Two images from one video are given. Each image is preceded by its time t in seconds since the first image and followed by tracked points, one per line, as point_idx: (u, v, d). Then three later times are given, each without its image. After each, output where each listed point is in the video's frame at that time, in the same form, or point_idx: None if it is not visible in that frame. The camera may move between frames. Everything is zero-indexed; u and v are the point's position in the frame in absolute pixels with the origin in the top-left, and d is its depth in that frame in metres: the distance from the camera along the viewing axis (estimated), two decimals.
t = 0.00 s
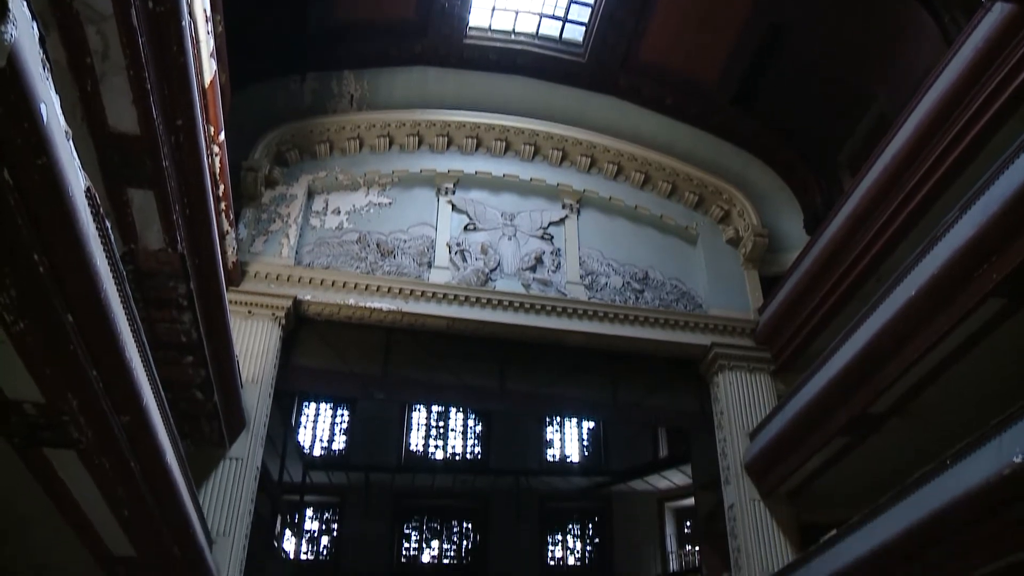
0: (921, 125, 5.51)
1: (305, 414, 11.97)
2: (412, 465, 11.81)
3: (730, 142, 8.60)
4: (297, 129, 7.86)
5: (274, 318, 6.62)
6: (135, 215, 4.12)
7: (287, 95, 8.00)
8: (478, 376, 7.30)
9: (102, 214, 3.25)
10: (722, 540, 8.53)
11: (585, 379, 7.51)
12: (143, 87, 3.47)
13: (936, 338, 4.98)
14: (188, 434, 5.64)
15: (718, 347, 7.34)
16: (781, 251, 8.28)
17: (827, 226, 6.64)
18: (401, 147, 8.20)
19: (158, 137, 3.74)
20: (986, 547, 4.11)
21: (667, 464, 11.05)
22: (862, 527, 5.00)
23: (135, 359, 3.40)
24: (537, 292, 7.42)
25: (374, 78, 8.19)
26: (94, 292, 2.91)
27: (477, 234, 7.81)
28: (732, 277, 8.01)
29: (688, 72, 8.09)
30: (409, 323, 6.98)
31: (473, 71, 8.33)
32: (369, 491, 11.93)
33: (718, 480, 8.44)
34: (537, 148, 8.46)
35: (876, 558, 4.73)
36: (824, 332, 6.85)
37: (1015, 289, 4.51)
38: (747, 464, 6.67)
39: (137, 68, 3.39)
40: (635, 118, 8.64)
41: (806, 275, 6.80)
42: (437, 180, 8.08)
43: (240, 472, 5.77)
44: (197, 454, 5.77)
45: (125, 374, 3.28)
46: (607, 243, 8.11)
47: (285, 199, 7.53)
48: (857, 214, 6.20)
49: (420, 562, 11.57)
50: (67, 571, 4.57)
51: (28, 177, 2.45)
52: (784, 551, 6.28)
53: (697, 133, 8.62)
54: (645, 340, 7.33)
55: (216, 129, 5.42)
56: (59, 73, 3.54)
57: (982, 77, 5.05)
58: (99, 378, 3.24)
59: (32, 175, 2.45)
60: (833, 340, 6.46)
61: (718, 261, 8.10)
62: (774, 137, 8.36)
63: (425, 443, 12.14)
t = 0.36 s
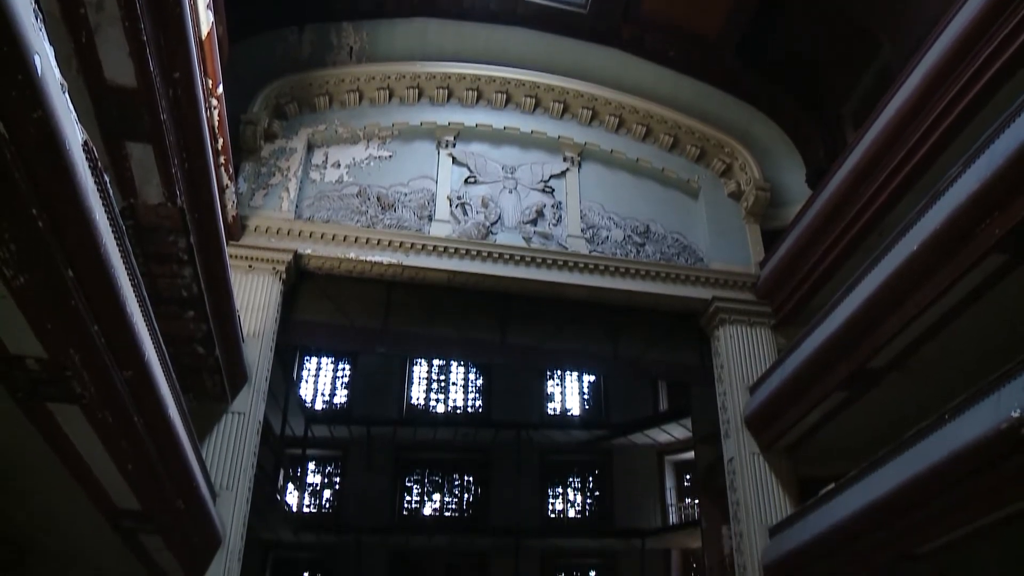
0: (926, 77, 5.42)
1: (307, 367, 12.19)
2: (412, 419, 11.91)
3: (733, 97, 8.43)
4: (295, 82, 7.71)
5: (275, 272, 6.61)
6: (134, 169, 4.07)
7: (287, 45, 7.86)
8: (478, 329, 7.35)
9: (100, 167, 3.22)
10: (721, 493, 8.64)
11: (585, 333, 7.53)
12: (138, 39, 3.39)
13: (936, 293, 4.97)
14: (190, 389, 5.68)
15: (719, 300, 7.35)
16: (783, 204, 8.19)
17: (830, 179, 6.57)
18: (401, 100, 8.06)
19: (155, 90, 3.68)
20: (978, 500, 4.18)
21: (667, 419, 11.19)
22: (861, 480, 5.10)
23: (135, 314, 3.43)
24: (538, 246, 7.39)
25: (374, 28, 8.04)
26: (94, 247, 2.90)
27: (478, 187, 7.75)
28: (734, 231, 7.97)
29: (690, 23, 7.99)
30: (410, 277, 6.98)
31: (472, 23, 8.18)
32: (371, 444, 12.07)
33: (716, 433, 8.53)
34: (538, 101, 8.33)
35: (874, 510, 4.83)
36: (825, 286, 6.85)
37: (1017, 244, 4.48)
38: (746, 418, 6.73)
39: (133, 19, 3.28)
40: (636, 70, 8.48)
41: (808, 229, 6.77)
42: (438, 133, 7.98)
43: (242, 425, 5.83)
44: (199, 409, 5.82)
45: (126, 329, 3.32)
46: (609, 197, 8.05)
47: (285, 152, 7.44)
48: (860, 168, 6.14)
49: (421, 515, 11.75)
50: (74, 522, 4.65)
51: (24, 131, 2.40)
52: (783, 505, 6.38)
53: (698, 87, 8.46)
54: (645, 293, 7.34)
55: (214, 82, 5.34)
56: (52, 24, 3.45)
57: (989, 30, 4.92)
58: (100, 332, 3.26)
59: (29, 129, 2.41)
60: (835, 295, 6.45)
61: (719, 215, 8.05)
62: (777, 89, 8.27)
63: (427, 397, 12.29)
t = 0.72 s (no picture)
0: (931, 41, 5.33)
1: (308, 333, 12.25)
2: (413, 384, 11.97)
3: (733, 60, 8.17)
4: (294, 47, 7.61)
5: (276, 238, 6.59)
6: (133, 134, 4.02)
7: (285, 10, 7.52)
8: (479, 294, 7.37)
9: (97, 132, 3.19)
10: (720, 457, 8.72)
11: (585, 299, 7.54)
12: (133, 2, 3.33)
13: (937, 259, 4.95)
14: (192, 355, 5.69)
15: (719, 266, 7.33)
16: (783, 168, 8.23)
17: (832, 144, 6.51)
18: (401, 65, 7.96)
19: (152, 54, 3.63)
20: (975, 466, 4.22)
21: (667, 384, 11.27)
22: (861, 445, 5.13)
23: (135, 281, 3.44)
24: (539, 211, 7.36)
25: None
26: (94, 212, 2.89)
27: (478, 152, 7.69)
28: (735, 196, 7.94)
29: None
30: (411, 242, 6.97)
31: None
32: (372, 409, 12.15)
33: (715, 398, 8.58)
34: (539, 65, 8.22)
35: (874, 475, 4.88)
36: (827, 252, 6.83)
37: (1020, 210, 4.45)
38: (747, 383, 6.77)
39: None
40: (636, 33, 8.20)
41: (810, 195, 6.73)
42: (438, 98, 7.89)
43: (244, 391, 5.85)
44: (200, 375, 5.83)
45: (126, 296, 3.34)
46: (610, 162, 7.99)
47: (284, 118, 7.37)
48: (863, 134, 6.08)
49: (422, 479, 11.85)
50: (80, 487, 4.69)
51: (21, 96, 2.38)
52: (783, 470, 6.45)
53: (698, 51, 8.19)
54: (645, 259, 7.33)
55: (212, 47, 5.27)
56: None
57: None
58: (100, 300, 3.26)
59: (24, 94, 2.38)
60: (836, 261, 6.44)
61: (720, 180, 8.01)
62: (778, 54, 8.17)
63: (427, 362, 12.36)
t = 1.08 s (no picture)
0: None
1: (309, 291, 12.21)
2: (414, 341, 12.02)
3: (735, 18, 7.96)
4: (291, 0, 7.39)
5: (275, 196, 6.56)
6: (130, 91, 3.95)
7: None
8: (479, 253, 7.35)
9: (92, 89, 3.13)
10: (720, 414, 8.80)
11: (586, 257, 7.53)
12: None
13: (939, 218, 4.92)
14: (193, 313, 5.69)
15: (720, 223, 7.31)
16: (788, 124, 8.15)
17: (836, 101, 6.43)
18: (401, 20, 7.79)
19: (147, 9, 3.56)
20: (974, 422, 4.25)
21: (667, 341, 11.35)
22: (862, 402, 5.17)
23: (134, 238, 3.43)
24: (540, 168, 7.30)
25: None
26: (91, 167, 2.86)
27: (479, 108, 7.61)
28: (737, 153, 7.87)
29: None
30: (411, 199, 6.93)
31: None
32: (373, 366, 12.22)
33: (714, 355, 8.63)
34: (540, 21, 8.06)
35: (873, 432, 4.92)
36: (830, 209, 6.80)
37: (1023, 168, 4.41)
38: (747, 341, 6.80)
39: None
40: None
41: (812, 152, 6.67)
42: (438, 54, 7.77)
43: (245, 349, 5.88)
44: (201, 333, 5.85)
45: (126, 252, 3.33)
46: (612, 118, 7.90)
47: (283, 74, 7.26)
48: (867, 91, 6.00)
49: (424, 436, 11.94)
50: (87, 443, 4.74)
51: (14, 50, 2.35)
52: (783, 428, 6.51)
53: (704, 7, 7.95)
54: (647, 217, 7.30)
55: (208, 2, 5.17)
56: None
57: None
58: (100, 257, 3.25)
59: (18, 47, 2.35)
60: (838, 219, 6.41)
61: (722, 137, 7.93)
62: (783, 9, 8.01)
63: (427, 319, 12.39)
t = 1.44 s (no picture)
0: None
1: (309, 249, 12.25)
2: (414, 299, 12.05)
3: None
4: None
5: (274, 153, 6.51)
6: (127, 47, 3.88)
7: None
8: (481, 211, 7.32)
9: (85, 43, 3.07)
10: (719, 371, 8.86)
11: (587, 215, 7.50)
12: None
13: (942, 176, 4.88)
14: (194, 272, 5.69)
15: (721, 181, 7.27)
16: (792, 81, 8.03)
17: (840, 57, 6.33)
18: None
19: None
20: (973, 381, 4.28)
21: (667, 299, 11.39)
22: (863, 360, 5.21)
23: (132, 195, 3.41)
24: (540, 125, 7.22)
25: None
26: (87, 122, 2.83)
27: (479, 65, 7.50)
28: (739, 110, 7.78)
29: None
30: (410, 156, 6.89)
31: None
32: (373, 324, 12.24)
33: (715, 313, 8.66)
34: None
35: (873, 390, 4.96)
36: (833, 166, 6.74)
37: None
38: (747, 300, 6.82)
39: None
40: None
41: (815, 109, 6.59)
42: (438, 9, 7.63)
43: (245, 307, 5.89)
44: (202, 291, 5.85)
45: (124, 209, 3.32)
46: (613, 75, 7.79)
47: (281, 30, 7.13)
48: (873, 47, 5.89)
49: (425, 393, 12.02)
50: (90, 400, 4.77)
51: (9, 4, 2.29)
52: (783, 385, 6.56)
53: None
54: (649, 175, 7.26)
55: None
56: None
57: None
58: (99, 215, 3.23)
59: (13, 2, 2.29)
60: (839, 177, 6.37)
61: (725, 94, 7.83)
62: None
63: (428, 277, 12.40)
